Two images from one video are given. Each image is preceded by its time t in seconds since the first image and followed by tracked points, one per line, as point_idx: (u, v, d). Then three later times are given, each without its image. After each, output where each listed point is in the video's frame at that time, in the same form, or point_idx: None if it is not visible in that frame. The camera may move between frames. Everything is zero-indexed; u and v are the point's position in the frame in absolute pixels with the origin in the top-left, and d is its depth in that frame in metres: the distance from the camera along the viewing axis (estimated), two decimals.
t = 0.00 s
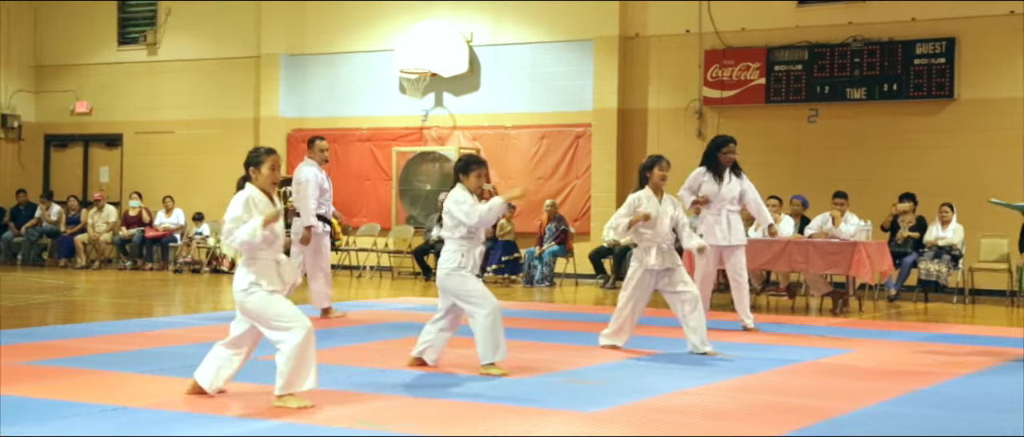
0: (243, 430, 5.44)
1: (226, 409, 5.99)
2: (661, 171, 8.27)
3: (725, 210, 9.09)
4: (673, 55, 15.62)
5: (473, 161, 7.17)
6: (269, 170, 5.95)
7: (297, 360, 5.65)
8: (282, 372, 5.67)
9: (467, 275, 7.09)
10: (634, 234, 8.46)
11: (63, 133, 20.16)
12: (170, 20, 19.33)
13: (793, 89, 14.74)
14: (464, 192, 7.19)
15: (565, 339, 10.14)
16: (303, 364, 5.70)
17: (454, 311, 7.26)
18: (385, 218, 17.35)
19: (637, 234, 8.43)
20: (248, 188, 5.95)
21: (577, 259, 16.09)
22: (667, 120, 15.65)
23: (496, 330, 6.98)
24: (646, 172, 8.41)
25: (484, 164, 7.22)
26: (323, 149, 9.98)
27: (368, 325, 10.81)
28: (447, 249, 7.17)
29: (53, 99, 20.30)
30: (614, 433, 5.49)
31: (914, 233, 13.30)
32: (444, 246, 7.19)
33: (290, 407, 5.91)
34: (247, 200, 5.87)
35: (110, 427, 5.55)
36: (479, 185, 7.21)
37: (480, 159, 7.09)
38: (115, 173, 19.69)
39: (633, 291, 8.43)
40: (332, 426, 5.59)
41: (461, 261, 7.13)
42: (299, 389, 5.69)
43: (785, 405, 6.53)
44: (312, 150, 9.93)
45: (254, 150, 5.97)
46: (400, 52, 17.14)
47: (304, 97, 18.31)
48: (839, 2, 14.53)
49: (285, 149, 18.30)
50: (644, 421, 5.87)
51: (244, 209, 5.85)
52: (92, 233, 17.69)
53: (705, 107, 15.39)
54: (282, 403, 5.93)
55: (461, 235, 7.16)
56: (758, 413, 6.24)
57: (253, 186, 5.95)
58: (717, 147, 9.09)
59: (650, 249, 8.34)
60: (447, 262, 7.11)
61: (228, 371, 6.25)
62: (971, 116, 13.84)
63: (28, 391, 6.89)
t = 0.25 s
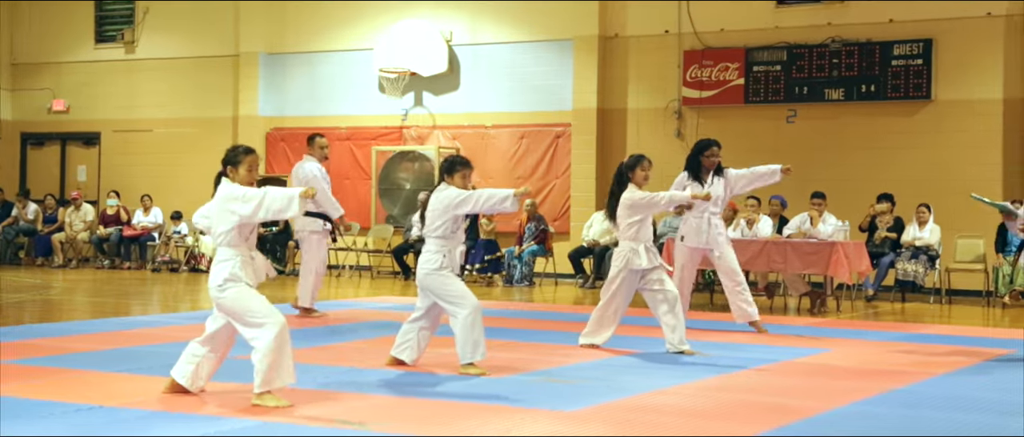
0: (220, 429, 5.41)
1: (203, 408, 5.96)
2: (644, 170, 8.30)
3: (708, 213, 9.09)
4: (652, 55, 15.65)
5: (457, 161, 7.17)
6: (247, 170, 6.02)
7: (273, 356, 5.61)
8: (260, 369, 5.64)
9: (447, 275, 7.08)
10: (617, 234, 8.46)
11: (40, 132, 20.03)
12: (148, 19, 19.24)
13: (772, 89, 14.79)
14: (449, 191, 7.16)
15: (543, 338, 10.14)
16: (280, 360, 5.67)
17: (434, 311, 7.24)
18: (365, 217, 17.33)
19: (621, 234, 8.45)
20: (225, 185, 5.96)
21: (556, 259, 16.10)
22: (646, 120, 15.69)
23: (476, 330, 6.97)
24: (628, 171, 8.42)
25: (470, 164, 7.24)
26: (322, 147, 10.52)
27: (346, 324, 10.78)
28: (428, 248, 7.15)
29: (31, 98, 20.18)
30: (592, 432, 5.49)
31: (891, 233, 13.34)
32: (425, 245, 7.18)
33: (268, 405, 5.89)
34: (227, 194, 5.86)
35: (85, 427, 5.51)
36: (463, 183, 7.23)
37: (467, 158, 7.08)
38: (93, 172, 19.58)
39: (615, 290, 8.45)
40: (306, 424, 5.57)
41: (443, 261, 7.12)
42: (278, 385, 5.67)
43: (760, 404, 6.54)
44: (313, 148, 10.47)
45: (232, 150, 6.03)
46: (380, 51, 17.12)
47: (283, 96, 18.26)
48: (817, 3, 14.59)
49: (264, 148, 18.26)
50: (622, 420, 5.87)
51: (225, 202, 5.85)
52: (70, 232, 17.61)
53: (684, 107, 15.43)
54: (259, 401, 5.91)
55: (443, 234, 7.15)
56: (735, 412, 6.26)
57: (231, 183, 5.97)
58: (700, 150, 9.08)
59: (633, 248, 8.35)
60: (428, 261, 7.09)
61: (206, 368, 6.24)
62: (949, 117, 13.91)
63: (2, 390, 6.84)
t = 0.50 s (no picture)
0: (204, 429, 5.40)
1: (188, 409, 5.95)
2: (633, 169, 8.27)
3: (709, 214, 9.09)
4: (638, 54, 15.67)
5: (440, 159, 7.14)
6: (234, 166, 5.91)
7: (255, 355, 5.60)
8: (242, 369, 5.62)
9: (432, 274, 7.05)
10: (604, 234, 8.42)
11: (26, 131, 19.98)
12: (133, 17, 19.18)
13: (759, 87, 14.80)
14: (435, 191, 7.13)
15: (529, 337, 10.14)
16: (263, 358, 5.65)
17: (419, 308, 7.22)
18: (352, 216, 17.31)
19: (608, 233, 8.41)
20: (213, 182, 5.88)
21: (543, 258, 16.11)
22: (633, 118, 15.71)
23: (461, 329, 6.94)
24: (617, 171, 8.43)
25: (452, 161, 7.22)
26: (328, 147, 10.61)
27: (333, 323, 10.77)
28: (412, 248, 7.13)
29: (16, 97, 20.12)
30: (578, 431, 5.47)
31: (877, 230, 13.34)
32: (410, 246, 7.15)
33: (255, 405, 5.88)
34: (212, 191, 5.79)
35: (69, 427, 5.49)
36: (446, 182, 7.19)
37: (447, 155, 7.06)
38: (80, 171, 19.52)
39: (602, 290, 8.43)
40: (289, 424, 5.56)
41: (428, 260, 7.09)
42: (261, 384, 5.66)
43: (743, 402, 6.54)
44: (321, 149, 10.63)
45: (218, 147, 5.92)
46: (366, 50, 17.09)
47: (270, 95, 18.24)
48: (803, 1, 14.60)
49: (251, 148, 18.23)
50: (609, 419, 5.86)
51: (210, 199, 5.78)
52: (55, 231, 17.58)
53: (671, 105, 15.44)
54: (246, 401, 5.91)
55: (429, 235, 7.13)
56: (721, 410, 6.25)
57: (218, 180, 5.89)
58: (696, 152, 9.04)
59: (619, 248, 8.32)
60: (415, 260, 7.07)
61: (191, 368, 6.23)
62: (935, 115, 13.93)
63: None
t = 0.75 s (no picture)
0: (194, 429, 5.38)
1: (176, 410, 5.93)
2: (623, 171, 8.26)
3: (699, 217, 9.08)
4: (628, 56, 15.68)
5: (426, 161, 7.11)
6: (224, 165, 5.92)
7: (241, 356, 5.56)
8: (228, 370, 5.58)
9: (420, 275, 7.02)
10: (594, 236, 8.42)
11: (15, 130, 19.93)
12: (123, 17, 19.14)
13: (748, 89, 14.83)
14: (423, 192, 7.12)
15: (518, 339, 10.13)
16: (249, 360, 5.62)
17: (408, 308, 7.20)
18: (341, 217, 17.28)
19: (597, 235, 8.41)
20: (204, 181, 5.88)
21: (532, 259, 16.11)
22: (623, 120, 15.72)
23: (449, 330, 6.92)
24: (606, 172, 8.42)
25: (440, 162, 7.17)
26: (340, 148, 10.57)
27: (321, 325, 10.75)
28: (402, 250, 7.11)
29: (5, 97, 20.07)
30: (568, 432, 5.47)
31: (866, 233, 13.38)
32: (399, 247, 7.13)
33: (243, 406, 5.87)
34: (203, 190, 5.78)
35: (57, 428, 5.47)
36: (433, 183, 7.17)
37: (434, 156, 7.03)
38: (68, 171, 19.46)
39: (592, 292, 8.42)
40: (274, 425, 5.54)
41: (417, 261, 7.07)
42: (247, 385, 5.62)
43: (729, 404, 6.54)
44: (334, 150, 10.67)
45: (209, 145, 5.93)
46: (356, 51, 17.08)
47: (259, 95, 18.23)
48: (793, 3, 14.63)
49: (240, 148, 18.21)
50: (599, 420, 5.86)
51: (200, 198, 5.77)
52: (44, 231, 17.54)
53: (660, 107, 15.46)
54: (234, 402, 5.89)
55: (418, 236, 7.11)
56: (711, 412, 6.25)
57: (209, 179, 5.89)
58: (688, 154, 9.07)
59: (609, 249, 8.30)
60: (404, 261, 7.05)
61: (178, 368, 6.20)
62: (924, 117, 13.96)
63: None
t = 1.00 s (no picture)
0: (187, 430, 5.38)
1: (168, 411, 5.92)
2: (614, 173, 8.25)
3: (690, 219, 9.08)
4: (620, 57, 15.70)
5: (418, 162, 7.10)
6: (218, 165, 5.88)
7: (231, 357, 5.55)
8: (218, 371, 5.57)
9: (413, 275, 7.01)
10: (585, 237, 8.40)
11: (6, 131, 19.89)
12: (114, 18, 19.10)
13: (740, 91, 14.85)
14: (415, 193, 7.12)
15: (510, 340, 10.13)
16: (241, 361, 5.61)
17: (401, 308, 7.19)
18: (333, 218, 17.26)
19: (588, 236, 8.39)
20: (197, 182, 5.85)
21: (524, 261, 16.12)
22: (615, 121, 15.74)
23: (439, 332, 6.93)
24: (598, 174, 8.39)
25: (431, 164, 7.18)
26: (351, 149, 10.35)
27: (313, 326, 10.75)
28: (395, 250, 7.09)
29: None
30: (561, 433, 5.48)
31: (858, 235, 13.41)
32: (392, 248, 7.11)
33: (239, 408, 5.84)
34: (195, 191, 5.76)
35: (50, 428, 5.47)
36: (425, 184, 7.16)
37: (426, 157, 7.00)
38: (59, 172, 19.42)
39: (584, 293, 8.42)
40: (265, 425, 5.53)
41: (410, 262, 7.06)
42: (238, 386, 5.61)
43: (721, 405, 6.55)
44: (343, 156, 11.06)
45: (203, 146, 5.89)
46: (349, 52, 17.08)
47: (251, 97, 18.22)
48: (785, 6, 14.65)
49: (232, 150, 18.19)
50: (591, 421, 5.86)
51: (193, 198, 5.75)
52: (35, 233, 17.50)
53: (652, 109, 15.48)
54: (226, 403, 5.88)
55: (410, 237, 7.10)
56: (703, 413, 6.26)
57: (202, 179, 5.85)
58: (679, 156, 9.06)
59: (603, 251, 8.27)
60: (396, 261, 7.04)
61: (170, 369, 6.19)
62: (916, 120, 14.00)
63: None
